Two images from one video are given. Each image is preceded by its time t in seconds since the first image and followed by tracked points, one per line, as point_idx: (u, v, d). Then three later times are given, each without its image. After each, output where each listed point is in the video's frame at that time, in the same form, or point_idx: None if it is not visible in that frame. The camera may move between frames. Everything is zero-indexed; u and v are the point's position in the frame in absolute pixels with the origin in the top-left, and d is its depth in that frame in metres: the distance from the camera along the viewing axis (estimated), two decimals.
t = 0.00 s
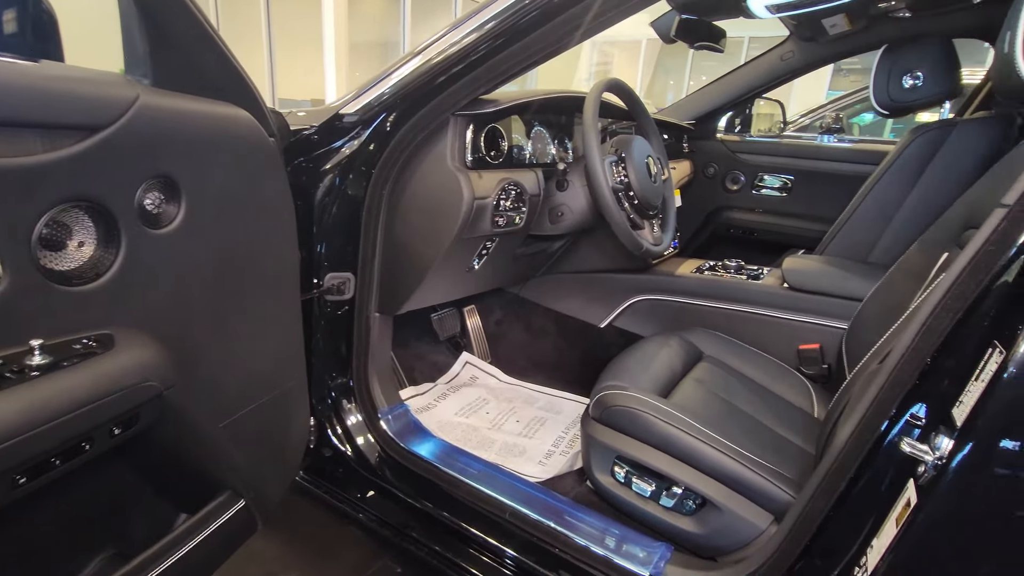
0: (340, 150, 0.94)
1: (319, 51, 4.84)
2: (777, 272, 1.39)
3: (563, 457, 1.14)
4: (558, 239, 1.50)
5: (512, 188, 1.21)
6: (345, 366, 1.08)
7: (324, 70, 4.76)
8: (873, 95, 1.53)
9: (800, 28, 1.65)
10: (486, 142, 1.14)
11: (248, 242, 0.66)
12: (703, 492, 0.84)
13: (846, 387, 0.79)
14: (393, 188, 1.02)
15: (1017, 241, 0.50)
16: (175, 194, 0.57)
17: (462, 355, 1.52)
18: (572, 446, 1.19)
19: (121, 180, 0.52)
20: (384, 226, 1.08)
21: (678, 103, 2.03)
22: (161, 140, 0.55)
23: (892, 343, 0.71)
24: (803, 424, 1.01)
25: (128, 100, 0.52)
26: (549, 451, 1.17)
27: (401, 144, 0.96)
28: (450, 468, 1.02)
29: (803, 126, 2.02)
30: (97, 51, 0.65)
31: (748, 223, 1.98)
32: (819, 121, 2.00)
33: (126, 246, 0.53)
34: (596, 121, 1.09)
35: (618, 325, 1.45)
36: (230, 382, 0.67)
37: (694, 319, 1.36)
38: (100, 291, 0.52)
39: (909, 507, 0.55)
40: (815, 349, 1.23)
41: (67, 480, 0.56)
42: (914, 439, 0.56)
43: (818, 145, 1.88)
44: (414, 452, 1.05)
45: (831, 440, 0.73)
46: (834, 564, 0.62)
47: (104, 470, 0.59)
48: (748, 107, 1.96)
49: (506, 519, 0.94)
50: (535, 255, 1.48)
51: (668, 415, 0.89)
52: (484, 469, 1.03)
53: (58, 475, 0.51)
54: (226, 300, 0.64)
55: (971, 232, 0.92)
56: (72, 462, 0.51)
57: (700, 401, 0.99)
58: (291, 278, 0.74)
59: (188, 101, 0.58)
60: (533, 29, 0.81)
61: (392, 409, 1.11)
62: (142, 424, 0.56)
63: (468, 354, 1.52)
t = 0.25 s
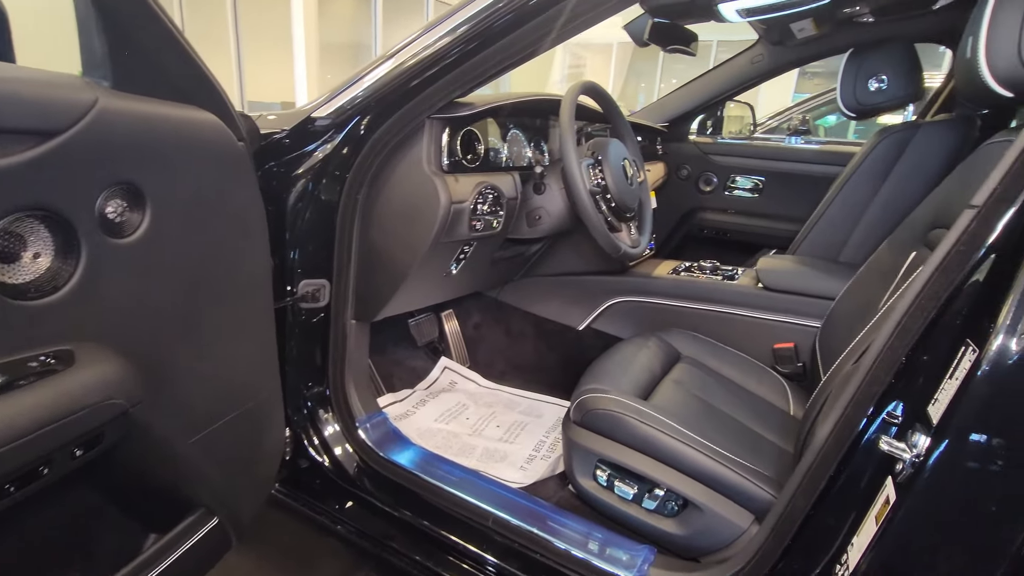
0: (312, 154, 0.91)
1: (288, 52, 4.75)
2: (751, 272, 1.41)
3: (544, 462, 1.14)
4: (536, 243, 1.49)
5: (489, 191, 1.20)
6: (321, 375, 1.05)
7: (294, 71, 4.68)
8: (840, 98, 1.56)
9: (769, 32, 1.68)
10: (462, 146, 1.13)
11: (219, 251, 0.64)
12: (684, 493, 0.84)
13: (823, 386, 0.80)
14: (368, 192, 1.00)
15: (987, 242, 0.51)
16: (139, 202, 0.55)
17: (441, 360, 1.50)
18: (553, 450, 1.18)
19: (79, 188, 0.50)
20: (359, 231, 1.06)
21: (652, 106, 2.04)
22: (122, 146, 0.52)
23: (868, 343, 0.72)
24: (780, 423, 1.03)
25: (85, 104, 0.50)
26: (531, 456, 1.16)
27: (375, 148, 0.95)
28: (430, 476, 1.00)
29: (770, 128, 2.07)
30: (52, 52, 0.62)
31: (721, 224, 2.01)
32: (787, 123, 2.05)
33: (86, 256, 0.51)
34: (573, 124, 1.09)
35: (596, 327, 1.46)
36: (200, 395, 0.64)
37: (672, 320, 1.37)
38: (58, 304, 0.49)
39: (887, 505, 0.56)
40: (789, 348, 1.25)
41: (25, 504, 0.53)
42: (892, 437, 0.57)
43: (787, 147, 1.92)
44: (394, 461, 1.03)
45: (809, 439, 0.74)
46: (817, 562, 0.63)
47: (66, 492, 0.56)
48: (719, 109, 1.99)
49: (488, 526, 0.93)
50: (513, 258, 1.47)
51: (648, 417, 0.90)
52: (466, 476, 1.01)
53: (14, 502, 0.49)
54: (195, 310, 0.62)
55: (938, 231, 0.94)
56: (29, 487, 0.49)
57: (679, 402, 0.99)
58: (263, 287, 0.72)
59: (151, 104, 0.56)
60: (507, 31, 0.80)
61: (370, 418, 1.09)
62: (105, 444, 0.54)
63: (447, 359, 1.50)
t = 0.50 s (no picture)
0: (282, 161, 0.88)
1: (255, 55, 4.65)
2: (727, 274, 1.42)
3: (527, 470, 1.12)
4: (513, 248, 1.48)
5: (466, 198, 1.18)
6: (295, 389, 1.02)
7: (262, 75, 4.58)
8: (810, 100, 1.58)
9: (739, 37, 1.71)
10: (438, 152, 1.11)
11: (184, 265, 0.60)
12: (668, 499, 0.83)
13: (805, 388, 0.80)
14: (341, 199, 0.97)
15: (965, 245, 0.52)
16: (96, 215, 0.51)
17: (419, 368, 1.47)
18: (535, 458, 1.17)
19: (28, 199, 0.46)
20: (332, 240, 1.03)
21: (626, 109, 2.05)
22: (74, 155, 0.49)
23: (849, 346, 0.72)
24: (761, 425, 1.03)
25: (33, 111, 0.46)
26: (513, 465, 1.14)
27: (348, 154, 0.92)
28: (410, 489, 0.98)
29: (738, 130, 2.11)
30: None
31: (694, 226, 2.03)
32: (754, 124, 2.09)
33: (38, 274, 0.48)
34: (550, 128, 1.08)
35: (575, 332, 1.45)
36: (166, 418, 0.61)
37: (651, 323, 1.37)
38: (5, 326, 0.46)
39: (873, 509, 0.56)
40: (767, 349, 1.26)
41: None
42: (875, 440, 0.57)
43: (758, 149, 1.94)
44: (373, 475, 1.01)
45: (792, 442, 0.74)
46: (804, 566, 0.63)
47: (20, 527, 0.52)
48: (691, 112, 2.01)
49: (472, 539, 0.91)
50: (490, 264, 1.46)
51: (631, 422, 0.89)
52: (447, 488, 0.99)
53: None
54: (159, 327, 0.58)
55: (909, 233, 0.96)
56: None
57: (660, 407, 0.99)
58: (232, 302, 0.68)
59: (106, 111, 0.53)
60: (480, 37, 0.79)
61: (347, 431, 1.06)
62: (59, 477, 0.51)
63: (425, 367, 1.48)
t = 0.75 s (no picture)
0: (253, 169, 0.85)
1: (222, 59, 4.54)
2: (708, 276, 1.42)
3: (513, 481, 1.10)
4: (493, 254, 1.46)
5: (446, 205, 1.15)
6: (270, 406, 0.97)
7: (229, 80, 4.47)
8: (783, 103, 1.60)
9: (713, 41, 1.72)
10: (416, 158, 1.09)
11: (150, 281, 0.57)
12: (659, 507, 0.82)
13: (793, 393, 0.80)
14: (316, 208, 0.94)
15: (953, 247, 0.52)
16: (50, 230, 0.48)
17: (399, 379, 1.44)
18: (521, 468, 1.14)
19: None
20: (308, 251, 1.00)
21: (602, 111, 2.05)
22: (24, 165, 0.45)
23: (838, 350, 0.72)
24: (748, 428, 1.03)
25: None
26: (499, 476, 1.12)
27: (322, 161, 0.89)
28: (393, 506, 0.95)
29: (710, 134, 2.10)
30: None
31: (672, 228, 2.04)
32: (724, 128, 2.10)
33: None
34: (530, 133, 1.06)
35: (558, 338, 1.43)
36: (132, 444, 0.57)
37: (634, 327, 1.36)
38: None
39: (871, 515, 0.55)
40: (749, 350, 1.26)
41: None
42: (870, 444, 0.57)
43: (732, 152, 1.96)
44: (354, 493, 0.98)
45: (783, 447, 0.74)
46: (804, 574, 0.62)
47: None
48: (665, 116, 2.02)
49: (459, 556, 0.88)
50: (471, 271, 1.43)
51: (620, 430, 0.87)
52: (432, 504, 0.97)
53: None
54: (123, 347, 0.55)
55: (887, 233, 0.97)
56: None
57: (647, 413, 0.98)
58: (203, 318, 0.65)
59: (59, 117, 0.49)
60: (456, 42, 0.77)
61: (326, 447, 1.04)
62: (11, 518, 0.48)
63: (405, 377, 1.44)
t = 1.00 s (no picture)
0: (212, 180, 0.79)
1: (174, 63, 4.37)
2: (682, 281, 1.42)
3: (495, 498, 1.06)
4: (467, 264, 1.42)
5: (420, 215, 1.11)
6: (236, 431, 0.92)
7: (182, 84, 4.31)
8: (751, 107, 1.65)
9: (680, 46, 1.73)
10: (387, 166, 1.05)
11: (99, 307, 0.51)
12: (648, 522, 0.80)
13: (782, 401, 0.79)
14: (281, 220, 0.89)
15: (942, 254, 0.51)
16: None
17: (372, 395, 1.38)
18: (502, 484, 1.11)
19: None
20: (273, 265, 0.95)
21: (571, 116, 2.04)
22: None
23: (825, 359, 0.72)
24: (730, 434, 1.02)
25: None
26: (479, 493, 1.08)
27: (286, 171, 0.84)
28: (371, 532, 0.91)
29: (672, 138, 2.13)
30: None
31: (643, 233, 2.04)
32: (686, 132, 2.13)
33: None
34: (505, 139, 1.03)
35: (534, 347, 1.41)
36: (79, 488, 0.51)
37: (611, 334, 1.35)
38: None
39: (870, 526, 0.54)
40: (726, 355, 1.26)
41: None
42: (864, 454, 0.56)
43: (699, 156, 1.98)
44: (328, 519, 0.93)
45: (773, 457, 0.72)
46: None
47: None
48: (632, 120, 2.02)
49: None
50: (444, 281, 1.39)
51: (605, 444, 0.85)
52: (412, 527, 0.92)
53: None
54: (69, 381, 0.49)
55: (860, 236, 0.98)
56: None
57: (630, 423, 0.96)
58: (160, 345, 0.59)
59: None
60: (426, 46, 0.74)
61: (297, 472, 0.98)
62: None
63: (378, 393, 1.39)
